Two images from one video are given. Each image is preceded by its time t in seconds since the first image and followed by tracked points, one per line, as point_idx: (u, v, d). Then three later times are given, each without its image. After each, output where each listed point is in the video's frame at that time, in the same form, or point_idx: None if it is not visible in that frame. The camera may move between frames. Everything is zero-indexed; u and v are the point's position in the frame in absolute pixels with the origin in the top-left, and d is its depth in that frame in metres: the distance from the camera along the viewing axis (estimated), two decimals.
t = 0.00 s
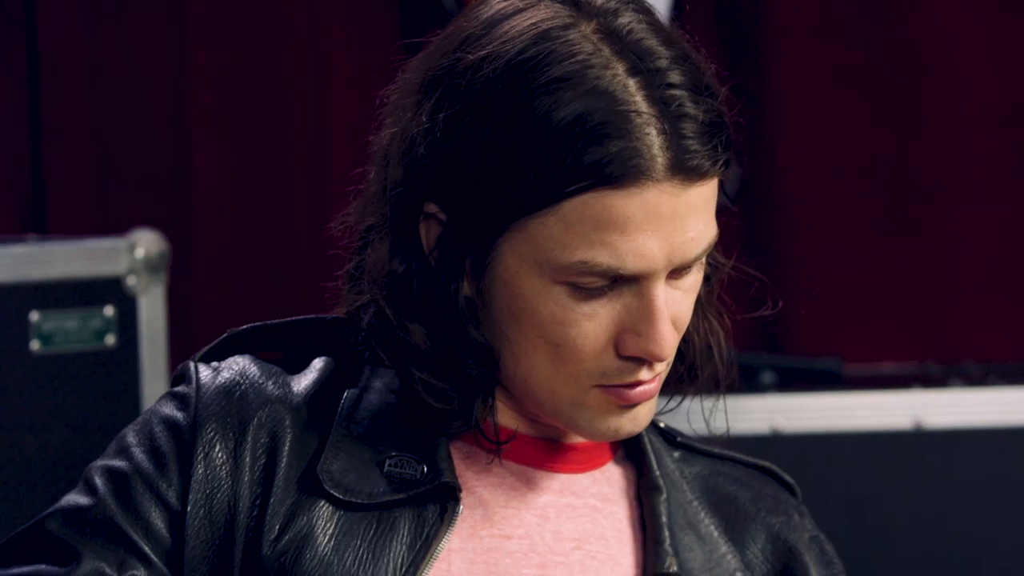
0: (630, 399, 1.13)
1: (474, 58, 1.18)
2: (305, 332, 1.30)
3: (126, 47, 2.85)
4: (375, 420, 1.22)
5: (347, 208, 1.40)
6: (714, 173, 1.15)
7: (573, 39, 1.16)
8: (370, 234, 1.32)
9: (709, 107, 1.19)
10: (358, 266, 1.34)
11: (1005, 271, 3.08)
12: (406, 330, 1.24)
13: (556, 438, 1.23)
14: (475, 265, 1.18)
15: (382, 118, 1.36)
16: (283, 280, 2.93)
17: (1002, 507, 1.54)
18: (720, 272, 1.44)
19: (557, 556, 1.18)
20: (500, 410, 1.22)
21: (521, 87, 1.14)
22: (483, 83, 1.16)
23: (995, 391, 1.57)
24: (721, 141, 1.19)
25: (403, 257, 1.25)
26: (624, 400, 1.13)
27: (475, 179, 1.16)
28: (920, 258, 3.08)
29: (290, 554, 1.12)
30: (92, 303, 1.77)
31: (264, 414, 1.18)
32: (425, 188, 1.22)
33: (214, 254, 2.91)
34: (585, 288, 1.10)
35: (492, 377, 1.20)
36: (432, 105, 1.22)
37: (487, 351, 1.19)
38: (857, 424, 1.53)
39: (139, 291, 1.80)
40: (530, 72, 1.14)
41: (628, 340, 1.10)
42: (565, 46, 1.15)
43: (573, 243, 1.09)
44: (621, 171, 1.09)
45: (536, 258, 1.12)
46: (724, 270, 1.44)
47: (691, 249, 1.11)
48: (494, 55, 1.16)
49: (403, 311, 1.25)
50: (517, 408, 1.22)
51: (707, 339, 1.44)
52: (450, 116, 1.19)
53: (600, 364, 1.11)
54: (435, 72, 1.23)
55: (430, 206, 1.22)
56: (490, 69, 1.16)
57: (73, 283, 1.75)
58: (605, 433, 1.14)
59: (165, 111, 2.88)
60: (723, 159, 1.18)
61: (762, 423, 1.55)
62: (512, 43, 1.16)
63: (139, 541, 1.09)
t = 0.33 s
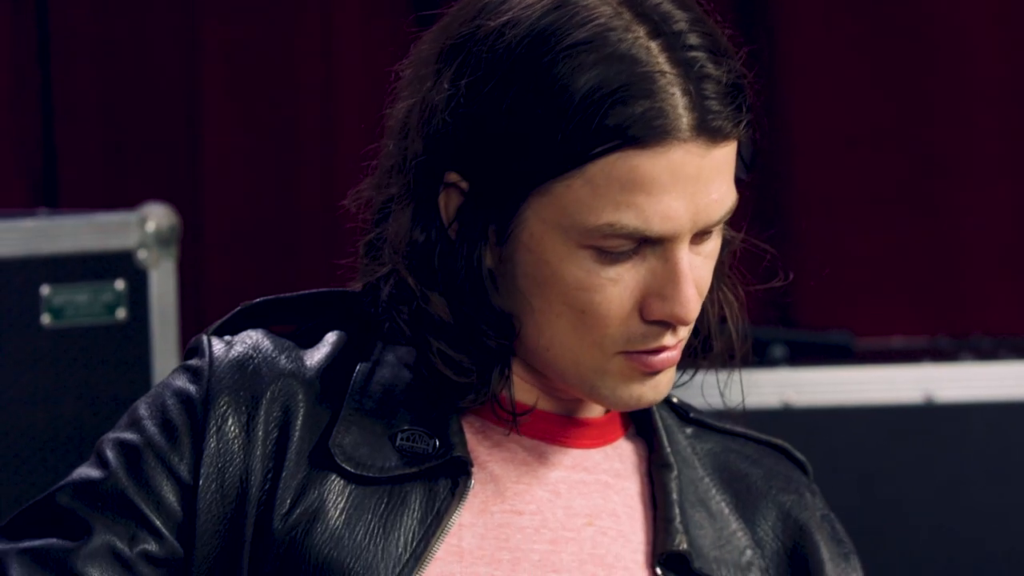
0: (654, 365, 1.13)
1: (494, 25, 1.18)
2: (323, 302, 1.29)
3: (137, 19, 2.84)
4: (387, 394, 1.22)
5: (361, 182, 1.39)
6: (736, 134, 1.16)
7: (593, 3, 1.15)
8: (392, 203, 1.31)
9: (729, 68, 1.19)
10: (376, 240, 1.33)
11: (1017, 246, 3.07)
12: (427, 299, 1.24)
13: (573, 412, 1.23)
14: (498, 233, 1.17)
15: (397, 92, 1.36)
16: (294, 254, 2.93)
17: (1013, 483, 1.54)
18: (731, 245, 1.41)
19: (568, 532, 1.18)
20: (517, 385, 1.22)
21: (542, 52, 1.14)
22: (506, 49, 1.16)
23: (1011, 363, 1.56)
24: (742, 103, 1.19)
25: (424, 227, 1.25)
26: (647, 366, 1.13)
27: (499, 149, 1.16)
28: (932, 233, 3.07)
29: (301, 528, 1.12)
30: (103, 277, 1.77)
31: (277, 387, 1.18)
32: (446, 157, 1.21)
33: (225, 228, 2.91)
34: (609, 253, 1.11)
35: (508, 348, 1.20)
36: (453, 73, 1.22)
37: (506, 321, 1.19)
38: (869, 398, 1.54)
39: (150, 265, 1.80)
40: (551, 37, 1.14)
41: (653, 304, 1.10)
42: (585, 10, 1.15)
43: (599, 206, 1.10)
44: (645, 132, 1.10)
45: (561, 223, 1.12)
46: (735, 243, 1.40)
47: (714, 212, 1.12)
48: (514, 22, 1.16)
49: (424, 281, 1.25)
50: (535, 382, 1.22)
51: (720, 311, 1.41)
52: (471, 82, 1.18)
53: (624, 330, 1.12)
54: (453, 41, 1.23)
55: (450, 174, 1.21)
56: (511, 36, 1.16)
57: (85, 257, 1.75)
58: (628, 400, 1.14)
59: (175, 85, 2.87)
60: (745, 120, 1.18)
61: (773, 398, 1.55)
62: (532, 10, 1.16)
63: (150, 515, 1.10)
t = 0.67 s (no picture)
0: (673, 335, 1.12)
1: None
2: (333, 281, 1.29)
3: None
4: (393, 373, 1.22)
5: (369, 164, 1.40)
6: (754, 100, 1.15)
7: None
8: (407, 179, 1.31)
9: (742, 35, 1.19)
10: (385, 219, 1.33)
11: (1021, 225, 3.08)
12: (446, 274, 1.24)
13: (582, 392, 1.23)
14: (519, 203, 1.17)
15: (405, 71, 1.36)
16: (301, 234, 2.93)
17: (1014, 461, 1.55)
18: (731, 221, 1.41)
19: (572, 512, 1.18)
20: (530, 363, 1.22)
21: (561, 20, 1.13)
22: (523, 19, 1.16)
23: (1014, 343, 1.58)
24: (755, 67, 1.18)
25: (442, 199, 1.26)
26: (667, 336, 1.12)
27: (517, 121, 1.16)
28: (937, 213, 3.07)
29: (306, 508, 1.12)
30: (109, 257, 1.77)
31: (282, 367, 1.18)
32: (462, 131, 1.22)
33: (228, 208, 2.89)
34: (630, 221, 1.10)
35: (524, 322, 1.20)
36: (471, 44, 1.22)
37: (525, 297, 1.18)
38: (875, 377, 1.54)
39: (155, 244, 1.80)
40: (570, 5, 1.13)
41: (675, 272, 1.10)
42: None
43: (621, 172, 1.09)
44: (668, 97, 1.09)
45: (583, 190, 1.11)
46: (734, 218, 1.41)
47: (732, 178, 1.11)
48: None
49: (445, 254, 1.25)
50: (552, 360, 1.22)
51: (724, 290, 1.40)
52: (492, 50, 1.18)
53: (646, 299, 1.11)
54: (468, 14, 1.23)
55: (468, 148, 1.21)
56: (530, 7, 1.16)
57: (90, 237, 1.75)
58: (647, 371, 1.13)
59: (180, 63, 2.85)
60: (760, 85, 1.17)
61: (778, 376, 1.55)
62: None
63: (154, 496, 1.10)
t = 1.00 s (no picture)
0: (647, 321, 1.12)
1: None
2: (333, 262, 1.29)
3: None
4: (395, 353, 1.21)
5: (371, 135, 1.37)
6: (733, 91, 1.13)
7: None
8: (389, 152, 1.32)
9: (728, 24, 1.17)
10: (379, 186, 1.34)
11: None
12: (422, 251, 1.24)
13: (574, 371, 1.22)
14: (494, 184, 1.17)
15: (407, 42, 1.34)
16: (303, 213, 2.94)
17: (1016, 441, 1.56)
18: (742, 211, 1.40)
19: (575, 493, 1.18)
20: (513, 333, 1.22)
21: (537, 4, 1.13)
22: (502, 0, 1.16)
23: (1017, 322, 1.58)
24: (740, 58, 1.16)
25: (422, 176, 1.25)
26: (642, 322, 1.12)
27: (498, 102, 1.15)
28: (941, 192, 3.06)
29: (309, 489, 1.13)
30: (112, 237, 1.75)
31: (285, 346, 1.18)
32: (443, 109, 1.22)
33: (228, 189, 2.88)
34: (601, 208, 1.10)
35: (509, 301, 1.19)
36: (455, 22, 1.22)
37: (507, 278, 1.18)
38: (879, 356, 1.54)
39: (158, 224, 1.77)
40: None
41: (646, 260, 1.09)
42: None
43: (589, 159, 1.09)
44: (639, 84, 1.08)
45: (553, 174, 1.11)
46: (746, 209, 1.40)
47: (710, 169, 1.10)
48: None
49: (420, 233, 1.24)
50: (532, 333, 1.21)
51: (730, 275, 1.39)
52: (469, 31, 1.18)
53: (618, 286, 1.11)
54: None
55: (451, 125, 1.21)
56: None
57: (92, 216, 1.74)
58: (623, 357, 1.13)
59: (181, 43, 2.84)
60: (743, 78, 1.15)
61: (781, 355, 1.54)
62: None
63: (158, 477, 1.10)
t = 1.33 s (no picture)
0: (648, 286, 1.12)
1: None
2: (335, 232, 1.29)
3: None
4: (398, 320, 1.22)
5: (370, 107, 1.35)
6: (725, 53, 1.12)
7: None
8: (387, 124, 1.31)
9: None
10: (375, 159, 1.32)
11: None
12: (423, 224, 1.23)
13: (575, 337, 1.22)
14: (490, 153, 1.17)
15: (402, 13, 1.32)
16: (308, 180, 2.89)
17: None
18: (744, 175, 1.40)
19: (580, 459, 1.18)
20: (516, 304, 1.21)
21: None
22: None
23: None
24: (731, 20, 1.15)
25: (419, 146, 1.25)
26: (642, 288, 1.12)
27: (495, 70, 1.15)
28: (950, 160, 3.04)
29: (315, 456, 1.13)
30: (119, 205, 1.76)
31: (289, 315, 1.18)
32: (438, 78, 1.21)
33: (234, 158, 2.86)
34: (597, 173, 1.10)
35: (511, 270, 1.19)
36: None
37: (506, 245, 1.18)
38: (886, 325, 1.54)
39: (165, 193, 1.78)
40: None
41: (644, 225, 1.10)
42: None
43: (583, 125, 1.09)
44: (631, 47, 1.08)
45: (548, 140, 1.11)
46: (747, 173, 1.40)
47: (704, 131, 1.09)
48: None
49: (418, 204, 1.24)
50: (534, 301, 1.21)
51: (730, 238, 1.38)
52: None
53: (617, 251, 1.11)
54: None
55: (446, 95, 1.21)
56: None
57: (99, 185, 1.74)
58: (624, 323, 1.13)
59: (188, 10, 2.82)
60: (735, 39, 1.15)
61: (788, 324, 1.54)
62: None
63: (165, 445, 1.11)
